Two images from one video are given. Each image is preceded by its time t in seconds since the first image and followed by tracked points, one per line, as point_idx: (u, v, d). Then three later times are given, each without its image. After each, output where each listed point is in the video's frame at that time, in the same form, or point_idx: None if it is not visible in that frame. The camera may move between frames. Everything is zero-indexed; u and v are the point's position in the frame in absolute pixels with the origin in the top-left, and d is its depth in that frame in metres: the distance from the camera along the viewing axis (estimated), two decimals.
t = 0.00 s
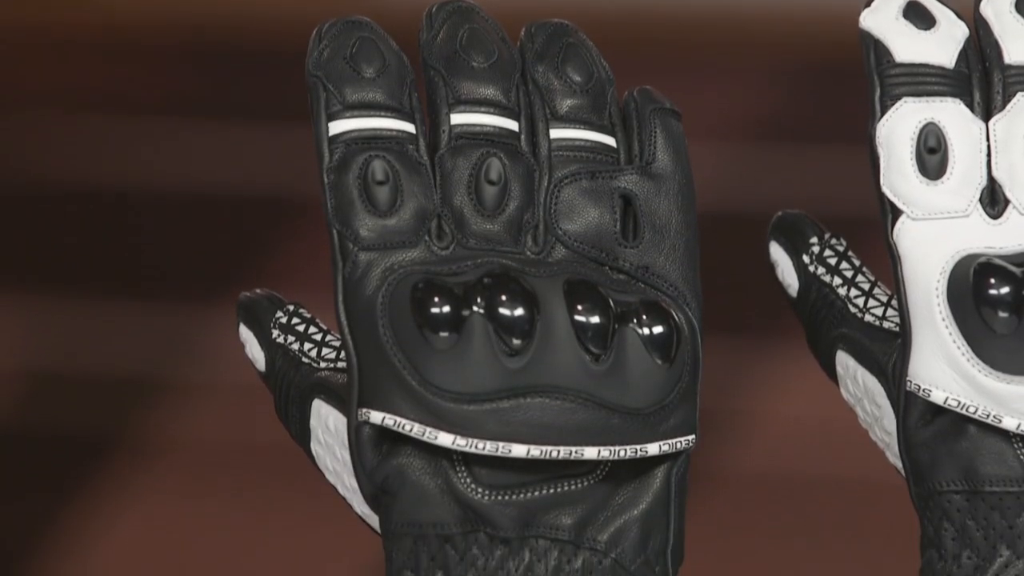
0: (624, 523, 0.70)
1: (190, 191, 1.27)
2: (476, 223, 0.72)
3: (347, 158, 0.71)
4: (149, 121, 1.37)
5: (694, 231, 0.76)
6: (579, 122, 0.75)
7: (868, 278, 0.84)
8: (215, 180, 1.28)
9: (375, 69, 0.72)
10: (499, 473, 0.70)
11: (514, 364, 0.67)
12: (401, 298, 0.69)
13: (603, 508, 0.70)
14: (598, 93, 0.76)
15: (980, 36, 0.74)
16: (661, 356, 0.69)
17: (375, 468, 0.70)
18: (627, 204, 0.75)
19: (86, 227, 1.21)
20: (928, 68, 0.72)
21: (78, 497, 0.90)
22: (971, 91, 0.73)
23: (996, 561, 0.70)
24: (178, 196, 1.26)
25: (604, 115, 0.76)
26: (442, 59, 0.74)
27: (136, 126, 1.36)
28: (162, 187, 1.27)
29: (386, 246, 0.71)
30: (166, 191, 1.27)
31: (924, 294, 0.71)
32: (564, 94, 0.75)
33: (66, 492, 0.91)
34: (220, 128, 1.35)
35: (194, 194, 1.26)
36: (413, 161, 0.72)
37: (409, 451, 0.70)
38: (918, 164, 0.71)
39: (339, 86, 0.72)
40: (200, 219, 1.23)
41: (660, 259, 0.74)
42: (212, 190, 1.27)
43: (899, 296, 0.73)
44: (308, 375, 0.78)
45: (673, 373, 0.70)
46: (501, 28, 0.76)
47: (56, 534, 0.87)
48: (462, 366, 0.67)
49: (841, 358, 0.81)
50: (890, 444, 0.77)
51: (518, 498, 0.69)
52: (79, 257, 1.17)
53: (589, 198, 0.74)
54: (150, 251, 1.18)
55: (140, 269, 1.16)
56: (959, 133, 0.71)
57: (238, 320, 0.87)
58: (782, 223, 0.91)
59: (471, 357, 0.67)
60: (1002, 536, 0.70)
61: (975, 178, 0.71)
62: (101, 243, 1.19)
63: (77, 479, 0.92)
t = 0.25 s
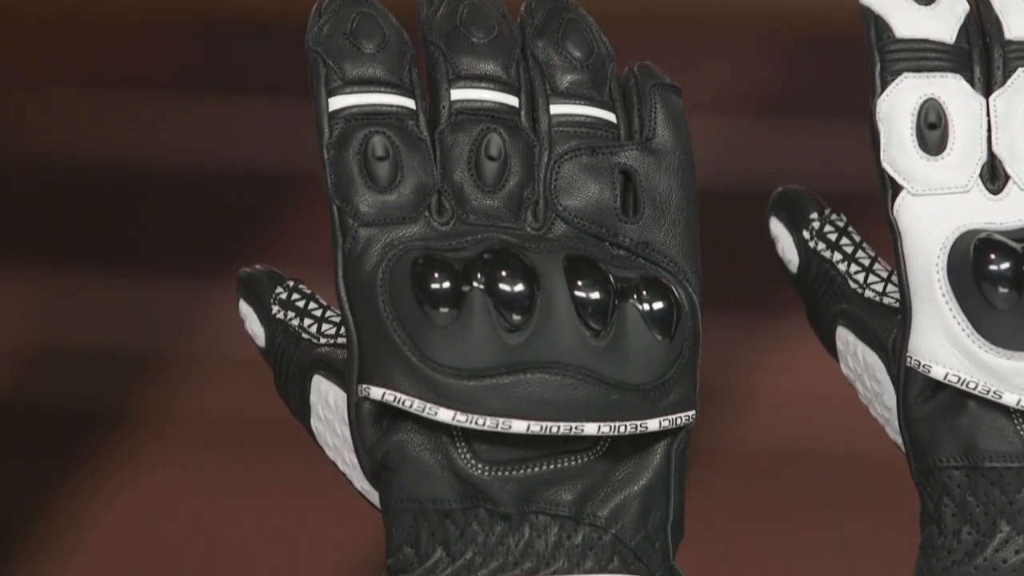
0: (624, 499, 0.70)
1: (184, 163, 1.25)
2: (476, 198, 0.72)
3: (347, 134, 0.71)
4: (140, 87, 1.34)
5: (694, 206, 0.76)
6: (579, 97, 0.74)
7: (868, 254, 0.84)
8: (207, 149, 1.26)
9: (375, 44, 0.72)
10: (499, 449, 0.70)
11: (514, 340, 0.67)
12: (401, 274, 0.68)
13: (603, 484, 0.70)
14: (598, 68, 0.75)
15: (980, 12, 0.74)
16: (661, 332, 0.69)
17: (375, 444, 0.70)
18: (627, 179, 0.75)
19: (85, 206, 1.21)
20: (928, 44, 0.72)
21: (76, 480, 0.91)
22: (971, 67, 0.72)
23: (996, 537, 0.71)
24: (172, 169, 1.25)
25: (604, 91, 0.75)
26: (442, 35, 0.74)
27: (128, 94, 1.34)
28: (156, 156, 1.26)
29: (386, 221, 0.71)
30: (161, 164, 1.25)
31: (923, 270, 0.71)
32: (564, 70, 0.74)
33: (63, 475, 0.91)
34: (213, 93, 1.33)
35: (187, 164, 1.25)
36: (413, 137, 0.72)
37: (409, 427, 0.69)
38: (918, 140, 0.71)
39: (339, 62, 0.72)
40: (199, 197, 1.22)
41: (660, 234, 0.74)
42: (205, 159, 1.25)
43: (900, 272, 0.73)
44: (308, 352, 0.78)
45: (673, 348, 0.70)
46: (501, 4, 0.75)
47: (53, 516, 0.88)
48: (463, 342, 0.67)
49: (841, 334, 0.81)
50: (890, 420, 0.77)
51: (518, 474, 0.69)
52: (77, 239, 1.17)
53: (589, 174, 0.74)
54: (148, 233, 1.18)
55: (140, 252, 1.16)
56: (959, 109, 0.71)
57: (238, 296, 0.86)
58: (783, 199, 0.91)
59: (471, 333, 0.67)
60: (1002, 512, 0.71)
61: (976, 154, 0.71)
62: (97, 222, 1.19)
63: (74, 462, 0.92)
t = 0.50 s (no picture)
0: (624, 475, 0.69)
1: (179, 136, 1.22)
2: (476, 173, 0.72)
3: (347, 110, 0.70)
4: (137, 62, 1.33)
5: (694, 182, 0.76)
6: (579, 72, 0.74)
7: (868, 228, 0.84)
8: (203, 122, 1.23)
9: (374, 20, 0.72)
10: (499, 425, 0.70)
11: (514, 315, 0.67)
12: (401, 249, 0.68)
13: (603, 459, 0.70)
14: (598, 44, 0.75)
15: None
16: (661, 307, 0.69)
17: (375, 420, 0.70)
18: (627, 155, 0.75)
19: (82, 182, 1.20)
20: (928, 20, 0.72)
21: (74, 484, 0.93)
22: (972, 43, 0.72)
23: (995, 512, 0.69)
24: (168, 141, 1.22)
25: (603, 66, 0.75)
26: (442, 11, 0.74)
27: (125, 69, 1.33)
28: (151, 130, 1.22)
29: (386, 197, 0.70)
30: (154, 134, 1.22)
31: (923, 245, 0.71)
32: (564, 45, 0.74)
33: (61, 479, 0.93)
34: (201, 54, 1.26)
35: (182, 139, 1.22)
36: (413, 112, 0.71)
37: (409, 402, 0.69)
38: (918, 115, 0.71)
39: (339, 37, 0.71)
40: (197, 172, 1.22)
41: (660, 210, 0.74)
42: (201, 133, 1.22)
43: (900, 248, 0.73)
44: (308, 327, 0.78)
45: (673, 324, 0.70)
46: None
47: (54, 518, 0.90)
48: (463, 318, 0.67)
49: (841, 309, 0.81)
50: (890, 395, 0.77)
51: (518, 450, 0.69)
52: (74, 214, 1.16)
53: (590, 149, 0.73)
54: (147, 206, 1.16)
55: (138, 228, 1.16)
56: (960, 85, 0.71)
57: (238, 271, 0.86)
58: (783, 173, 0.91)
59: (471, 309, 0.66)
60: (1001, 487, 0.69)
61: (976, 129, 0.71)
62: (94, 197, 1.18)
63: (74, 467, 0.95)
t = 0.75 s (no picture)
0: (624, 449, 0.69)
1: (179, 108, 1.17)
2: (476, 148, 0.72)
3: (347, 84, 0.70)
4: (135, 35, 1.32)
5: (694, 156, 0.76)
6: (579, 47, 0.74)
7: (868, 203, 0.84)
8: (202, 92, 1.18)
9: None
10: (499, 400, 0.70)
11: (514, 291, 0.67)
12: (401, 225, 0.68)
13: (603, 434, 0.69)
14: (598, 19, 0.75)
15: None
16: (661, 282, 0.69)
17: (375, 395, 0.70)
18: (627, 130, 0.75)
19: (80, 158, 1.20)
20: None
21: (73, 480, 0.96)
22: (972, 17, 0.72)
23: (995, 487, 0.68)
24: (168, 113, 1.18)
25: (603, 41, 0.75)
26: None
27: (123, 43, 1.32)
28: (150, 102, 1.18)
29: (386, 172, 0.70)
30: (154, 106, 1.18)
31: (923, 220, 0.70)
32: (564, 20, 0.74)
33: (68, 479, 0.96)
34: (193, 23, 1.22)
35: (179, 111, 1.18)
36: (413, 87, 0.71)
37: (409, 377, 0.69)
38: (919, 90, 0.71)
39: (339, 12, 0.71)
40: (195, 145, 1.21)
41: (660, 185, 0.74)
42: (198, 105, 1.18)
43: (901, 223, 0.72)
44: (308, 303, 0.78)
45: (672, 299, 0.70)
46: None
47: (58, 511, 0.93)
48: (463, 294, 0.66)
49: (841, 284, 0.81)
50: (890, 369, 0.77)
51: (518, 425, 0.69)
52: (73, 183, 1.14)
53: (590, 123, 0.73)
54: (145, 174, 1.14)
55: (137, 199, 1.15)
56: (960, 59, 0.71)
57: (237, 246, 0.86)
58: (783, 149, 0.90)
59: (471, 284, 0.66)
60: (1002, 462, 0.68)
61: (976, 104, 0.71)
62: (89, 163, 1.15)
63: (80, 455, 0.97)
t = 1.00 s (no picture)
0: (624, 423, 0.69)
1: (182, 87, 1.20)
2: (476, 123, 0.71)
3: (347, 58, 0.70)
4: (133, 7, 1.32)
5: (694, 131, 0.75)
6: (579, 22, 0.74)
7: (868, 177, 0.84)
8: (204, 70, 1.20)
9: None
10: (499, 374, 0.70)
11: (514, 265, 0.67)
12: (401, 199, 0.68)
13: (603, 408, 0.70)
14: None
15: None
16: (661, 256, 0.69)
17: (375, 368, 0.70)
18: (627, 104, 0.74)
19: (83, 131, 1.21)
20: None
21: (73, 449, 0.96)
22: None
23: (995, 461, 0.67)
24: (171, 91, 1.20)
25: (603, 15, 0.75)
26: None
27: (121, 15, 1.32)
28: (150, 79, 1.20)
29: (386, 146, 0.70)
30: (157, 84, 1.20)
31: (924, 194, 0.70)
32: None
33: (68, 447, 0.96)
34: None
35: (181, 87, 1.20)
36: (413, 61, 0.71)
37: (409, 351, 0.69)
38: (919, 64, 0.71)
39: None
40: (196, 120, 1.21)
41: (660, 159, 0.74)
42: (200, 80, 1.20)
43: (902, 197, 0.72)
44: (307, 277, 0.77)
45: (672, 273, 0.69)
46: None
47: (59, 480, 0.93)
48: (463, 268, 0.66)
49: (841, 259, 0.81)
50: (890, 344, 0.76)
51: (517, 399, 0.69)
52: (73, 158, 1.16)
53: (590, 98, 0.73)
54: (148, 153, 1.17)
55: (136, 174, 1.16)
56: (960, 33, 0.70)
57: (237, 220, 0.86)
58: (783, 123, 0.91)
59: (471, 259, 0.66)
60: (1002, 436, 0.67)
61: (977, 78, 0.70)
62: (91, 142, 1.17)
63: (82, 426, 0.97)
